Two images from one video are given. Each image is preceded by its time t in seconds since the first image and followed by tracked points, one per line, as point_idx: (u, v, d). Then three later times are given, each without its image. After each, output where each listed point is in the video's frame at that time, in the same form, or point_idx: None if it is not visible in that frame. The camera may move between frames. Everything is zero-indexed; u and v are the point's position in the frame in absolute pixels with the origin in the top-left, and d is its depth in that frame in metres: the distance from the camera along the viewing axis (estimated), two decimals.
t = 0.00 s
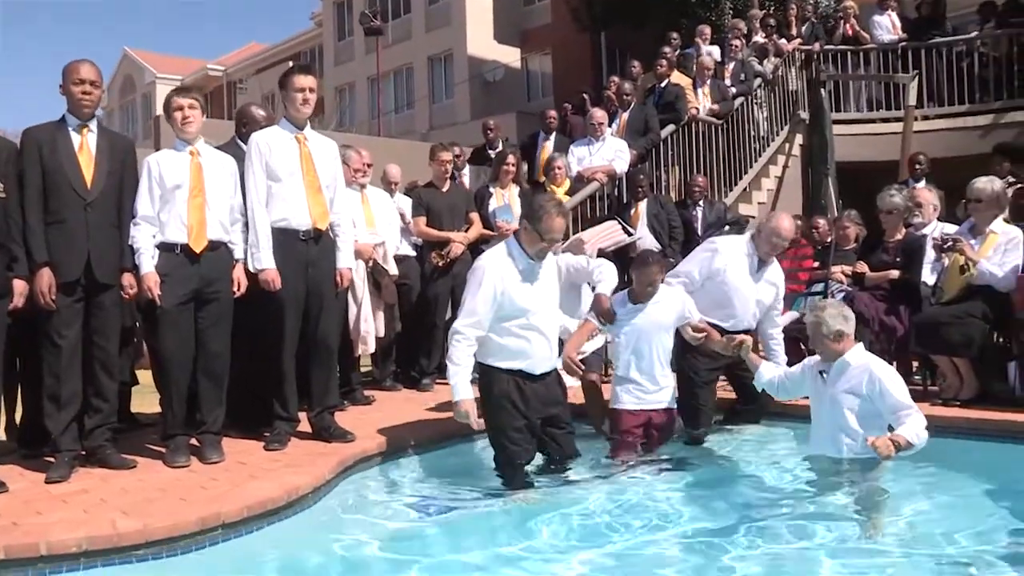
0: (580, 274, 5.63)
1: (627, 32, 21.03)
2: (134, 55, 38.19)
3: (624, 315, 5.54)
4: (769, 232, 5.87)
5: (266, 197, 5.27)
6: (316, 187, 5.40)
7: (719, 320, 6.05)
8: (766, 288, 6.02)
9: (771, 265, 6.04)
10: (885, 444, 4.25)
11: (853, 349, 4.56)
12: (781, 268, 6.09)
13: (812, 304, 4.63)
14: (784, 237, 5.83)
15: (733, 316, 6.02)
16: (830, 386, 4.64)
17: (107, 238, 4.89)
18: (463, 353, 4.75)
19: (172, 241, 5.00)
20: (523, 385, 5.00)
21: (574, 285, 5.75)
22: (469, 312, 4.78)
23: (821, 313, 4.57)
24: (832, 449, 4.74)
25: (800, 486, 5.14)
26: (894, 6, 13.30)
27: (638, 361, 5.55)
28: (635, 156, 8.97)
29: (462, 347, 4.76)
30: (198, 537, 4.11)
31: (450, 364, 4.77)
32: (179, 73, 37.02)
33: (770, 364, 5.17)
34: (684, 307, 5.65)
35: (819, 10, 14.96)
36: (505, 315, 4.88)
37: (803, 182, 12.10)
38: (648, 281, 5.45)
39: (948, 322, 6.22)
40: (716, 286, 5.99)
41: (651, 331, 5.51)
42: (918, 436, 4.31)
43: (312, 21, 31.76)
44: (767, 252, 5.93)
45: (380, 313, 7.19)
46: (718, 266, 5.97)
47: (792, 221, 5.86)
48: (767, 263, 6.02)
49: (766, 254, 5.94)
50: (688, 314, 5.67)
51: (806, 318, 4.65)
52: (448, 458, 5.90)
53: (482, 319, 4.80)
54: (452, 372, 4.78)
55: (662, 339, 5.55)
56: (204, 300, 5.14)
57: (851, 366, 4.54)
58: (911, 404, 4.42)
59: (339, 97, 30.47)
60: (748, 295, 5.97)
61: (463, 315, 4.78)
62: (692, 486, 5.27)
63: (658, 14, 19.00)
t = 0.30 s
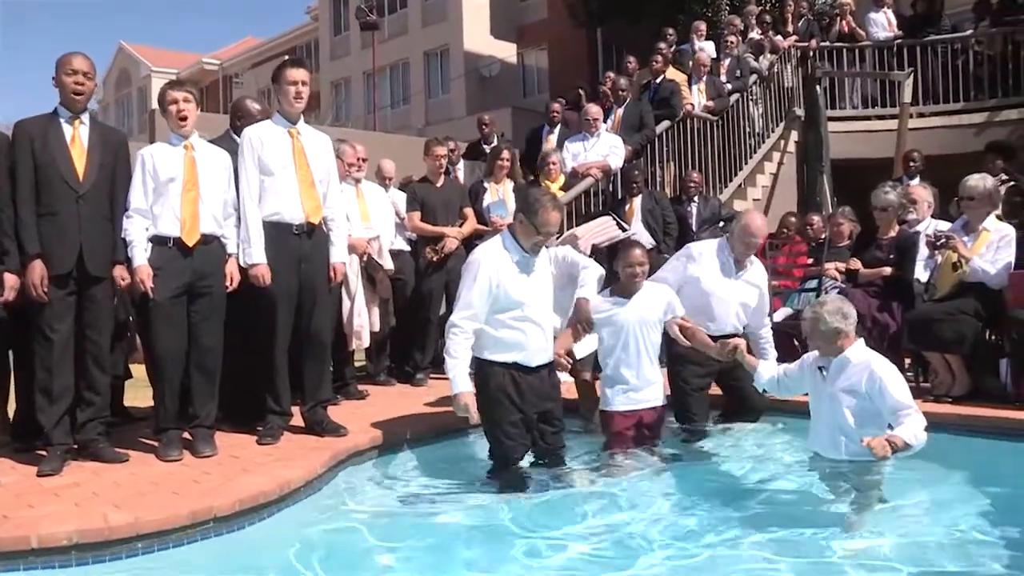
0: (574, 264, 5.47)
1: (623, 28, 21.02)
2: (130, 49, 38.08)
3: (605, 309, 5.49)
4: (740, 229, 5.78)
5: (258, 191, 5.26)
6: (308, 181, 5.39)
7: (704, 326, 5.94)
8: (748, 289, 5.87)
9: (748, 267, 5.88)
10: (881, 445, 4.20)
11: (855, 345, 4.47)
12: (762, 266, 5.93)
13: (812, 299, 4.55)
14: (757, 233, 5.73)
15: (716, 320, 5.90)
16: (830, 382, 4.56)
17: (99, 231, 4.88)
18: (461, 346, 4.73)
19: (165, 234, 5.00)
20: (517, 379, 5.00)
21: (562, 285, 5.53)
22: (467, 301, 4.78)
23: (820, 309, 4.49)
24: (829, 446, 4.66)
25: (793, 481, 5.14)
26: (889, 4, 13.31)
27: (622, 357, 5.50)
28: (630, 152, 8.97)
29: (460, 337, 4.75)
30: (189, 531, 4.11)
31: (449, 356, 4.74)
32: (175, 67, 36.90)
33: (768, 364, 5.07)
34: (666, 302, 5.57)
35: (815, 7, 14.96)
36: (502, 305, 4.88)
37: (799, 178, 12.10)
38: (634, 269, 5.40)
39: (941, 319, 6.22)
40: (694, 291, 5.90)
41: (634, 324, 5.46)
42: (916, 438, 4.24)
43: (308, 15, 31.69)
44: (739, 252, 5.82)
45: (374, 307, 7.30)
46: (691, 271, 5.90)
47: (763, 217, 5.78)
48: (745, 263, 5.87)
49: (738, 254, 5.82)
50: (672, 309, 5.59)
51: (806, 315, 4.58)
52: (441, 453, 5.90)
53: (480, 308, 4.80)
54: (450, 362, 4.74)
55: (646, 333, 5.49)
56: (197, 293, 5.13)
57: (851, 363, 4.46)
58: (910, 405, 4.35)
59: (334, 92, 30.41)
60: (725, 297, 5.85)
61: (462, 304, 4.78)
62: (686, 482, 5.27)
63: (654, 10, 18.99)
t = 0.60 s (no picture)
0: (554, 261, 5.38)
1: (614, 23, 21.03)
2: (119, 41, 37.90)
3: (580, 305, 5.47)
4: (722, 222, 5.77)
5: (244, 184, 5.24)
6: (295, 175, 5.38)
7: (685, 322, 5.94)
8: (731, 286, 5.87)
9: (731, 265, 5.89)
10: (864, 437, 4.21)
11: (839, 340, 4.51)
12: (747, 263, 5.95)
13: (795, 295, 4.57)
14: (739, 227, 5.74)
15: (697, 317, 5.90)
16: (814, 377, 4.58)
17: (84, 222, 4.86)
18: (450, 332, 4.72)
19: (152, 227, 4.98)
20: (503, 373, 5.01)
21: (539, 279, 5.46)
22: (456, 291, 4.78)
23: (802, 304, 4.52)
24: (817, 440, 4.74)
25: (779, 476, 5.16)
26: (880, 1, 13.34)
27: (600, 354, 5.49)
28: (619, 147, 8.98)
29: (449, 325, 4.75)
30: (173, 524, 4.10)
31: (437, 344, 4.73)
32: (165, 59, 36.75)
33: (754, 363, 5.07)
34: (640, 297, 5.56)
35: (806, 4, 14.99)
36: (490, 295, 4.88)
37: (788, 175, 12.13)
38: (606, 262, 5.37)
39: (926, 315, 6.24)
40: (675, 287, 5.90)
41: (611, 320, 5.45)
42: (899, 431, 4.28)
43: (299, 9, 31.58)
44: (722, 247, 5.82)
45: (363, 302, 7.17)
46: (673, 268, 5.91)
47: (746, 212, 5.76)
48: (728, 261, 5.88)
49: (722, 249, 5.82)
50: (647, 302, 5.58)
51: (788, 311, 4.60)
52: (428, 448, 5.90)
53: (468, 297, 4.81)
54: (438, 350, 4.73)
55: (623, 329, 5.50)
56: (183, 286, 5.12)
57: (836, 358, 4.49)
58: (894, 399, 4.39)
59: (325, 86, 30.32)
60: (707, 294, 5.84)
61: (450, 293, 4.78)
62: (671, 476, 5.28)
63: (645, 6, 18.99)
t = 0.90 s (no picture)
0: (538, 255, 5.45)
1: (602, 20, 21.05)
2: (106, 35, 37.66)
3: (560, 299, 5.46)
4: (708, 219, 5.75)
5: (228, 179, 5.23)
6: (279, 171, 5.36)
7: (670, 317, 5.97)
8: (716, 283, 5.88)
9: (717, 261, 5.89)
10: (843, 427, 4.18)
11: (813, 335, 4.50)
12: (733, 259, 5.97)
13: (770, 292, 4.59)
14: (726, 223, 5.71)
15: (681, 312, 5.92)
16: (791, 372, 4.56)
17: (68, 218, 4.84)
18: (437, 326, 4.72)
19: (136, 222, 4.95)
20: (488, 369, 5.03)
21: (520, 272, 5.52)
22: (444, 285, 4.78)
23: (777, 299, 4.53)
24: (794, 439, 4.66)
25: (763, 472, 5.18)
26: None
27: (578, 348, 5.47)
28: (606, 143, 8.99)
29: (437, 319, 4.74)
30: (157, 520, 4.09)
31: (425, 338, 4.72)
32: (152, 54, 36.55)
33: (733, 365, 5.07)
34: (618, 294, 5.59)
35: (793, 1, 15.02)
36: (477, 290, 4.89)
37: (775, 172, 12.17)
38: (582, 257, 5.36)
39: (910, 312, 6.27)
40: (661, 283, 5.92)
41: (590, 315, 5.44)
42: (877, 420, 4.25)
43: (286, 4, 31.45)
44: (708, 244, 5.82)
45: (349, 297, 7.19)
46: (659, 263, 5.91)
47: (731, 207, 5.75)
48: (715, 258, 5.87)
49: (709, 246, 5.82)
50: (626, 300, 5.62)
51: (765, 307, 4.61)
52: (413, 444, 5.89)
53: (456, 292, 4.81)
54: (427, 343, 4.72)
55: (602, 324, 5.49)
56: (167, 282, 5.10)
57: (812, 353, 4.47)
58: (870, 390, 4.36)
59: (313, 81, 30.22)
60: (691, 289, 5.85)
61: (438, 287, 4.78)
62: (656, 472, 5.30)
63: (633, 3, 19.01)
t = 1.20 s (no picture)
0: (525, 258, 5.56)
1: (592, 20, 21.08)
2: (94, 33, 37.52)
3: (542, 300, 5.48)
4: (692, 219, 5.82)
5: (216, 179, 5.22)
6: (266, 170, 5.35)
7: (657, 316, 5.92)
8: (705, 282, 5.88)
9: (706, 260, 5.91)
10: (814, 426, 4.22)
11: (794, 335, 4.50)
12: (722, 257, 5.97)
13: (751, 294, 4.60)
14: (709, 223, 5.78)
15: (669, 310, 5.87)
16: (773, 372, 4.56)
17: (55, 216, 4.82)
18: (434, 330, 4.71)
19: (124, 220, 4.94)
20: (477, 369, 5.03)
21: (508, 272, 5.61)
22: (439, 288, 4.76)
23: (758, 300, 4.54)
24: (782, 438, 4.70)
25: (750, 472, 5.19)
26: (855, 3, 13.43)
27: (562, 348, 5.48)
28: (595, 144, 9.00)
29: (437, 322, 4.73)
30: (142, 519, 4.08)
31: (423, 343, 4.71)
32: (141, 52, 36.42)
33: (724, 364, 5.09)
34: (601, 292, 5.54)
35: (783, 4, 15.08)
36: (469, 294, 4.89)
37: (764, 174, 12.19)
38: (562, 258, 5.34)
39: (897, 313, 6.30)
40: (649, 281, 5.91)
41: (573, 314, 5.44)
42: (852, 421, 4.28)
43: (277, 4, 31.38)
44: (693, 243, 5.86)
45: (338, 297, 7.18)
46: (647, 262, 5.92)
47: (715, 207, 5.82)
48: (702, 257, 5.90)
49: (694, 245, 5.85)
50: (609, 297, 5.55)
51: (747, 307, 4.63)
52: (401, 444, 5.88)
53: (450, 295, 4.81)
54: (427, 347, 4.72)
55: (585, 324, 5.48)
56: (154, 280, 5.08)
57: (792, 353, 4.47)
58: (848, 391, 4.37)
59: (303, 81, 30.16)
60: (679, 287, 5.83)
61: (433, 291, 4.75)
62: (644, 472, 5.30)
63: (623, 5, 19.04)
